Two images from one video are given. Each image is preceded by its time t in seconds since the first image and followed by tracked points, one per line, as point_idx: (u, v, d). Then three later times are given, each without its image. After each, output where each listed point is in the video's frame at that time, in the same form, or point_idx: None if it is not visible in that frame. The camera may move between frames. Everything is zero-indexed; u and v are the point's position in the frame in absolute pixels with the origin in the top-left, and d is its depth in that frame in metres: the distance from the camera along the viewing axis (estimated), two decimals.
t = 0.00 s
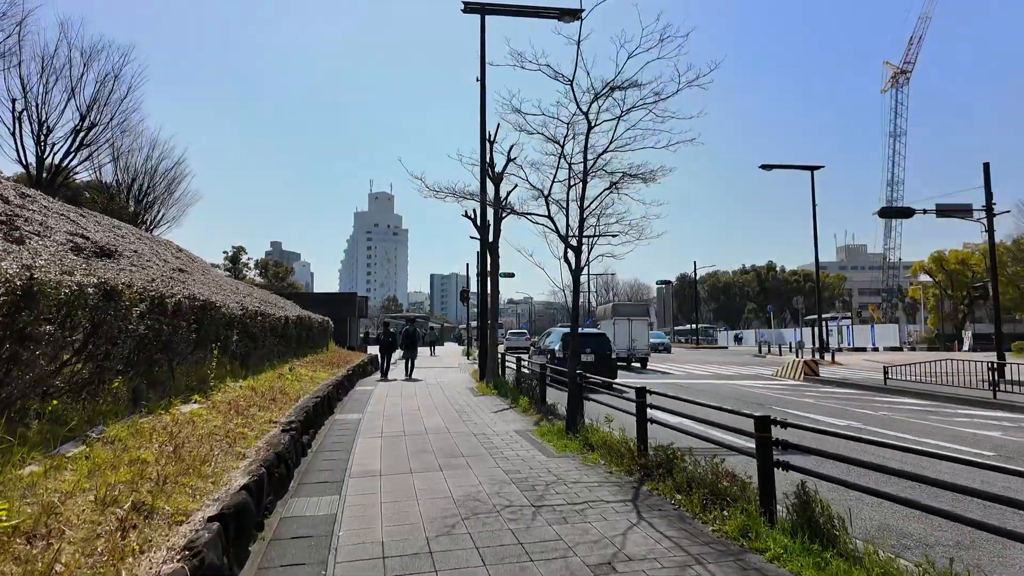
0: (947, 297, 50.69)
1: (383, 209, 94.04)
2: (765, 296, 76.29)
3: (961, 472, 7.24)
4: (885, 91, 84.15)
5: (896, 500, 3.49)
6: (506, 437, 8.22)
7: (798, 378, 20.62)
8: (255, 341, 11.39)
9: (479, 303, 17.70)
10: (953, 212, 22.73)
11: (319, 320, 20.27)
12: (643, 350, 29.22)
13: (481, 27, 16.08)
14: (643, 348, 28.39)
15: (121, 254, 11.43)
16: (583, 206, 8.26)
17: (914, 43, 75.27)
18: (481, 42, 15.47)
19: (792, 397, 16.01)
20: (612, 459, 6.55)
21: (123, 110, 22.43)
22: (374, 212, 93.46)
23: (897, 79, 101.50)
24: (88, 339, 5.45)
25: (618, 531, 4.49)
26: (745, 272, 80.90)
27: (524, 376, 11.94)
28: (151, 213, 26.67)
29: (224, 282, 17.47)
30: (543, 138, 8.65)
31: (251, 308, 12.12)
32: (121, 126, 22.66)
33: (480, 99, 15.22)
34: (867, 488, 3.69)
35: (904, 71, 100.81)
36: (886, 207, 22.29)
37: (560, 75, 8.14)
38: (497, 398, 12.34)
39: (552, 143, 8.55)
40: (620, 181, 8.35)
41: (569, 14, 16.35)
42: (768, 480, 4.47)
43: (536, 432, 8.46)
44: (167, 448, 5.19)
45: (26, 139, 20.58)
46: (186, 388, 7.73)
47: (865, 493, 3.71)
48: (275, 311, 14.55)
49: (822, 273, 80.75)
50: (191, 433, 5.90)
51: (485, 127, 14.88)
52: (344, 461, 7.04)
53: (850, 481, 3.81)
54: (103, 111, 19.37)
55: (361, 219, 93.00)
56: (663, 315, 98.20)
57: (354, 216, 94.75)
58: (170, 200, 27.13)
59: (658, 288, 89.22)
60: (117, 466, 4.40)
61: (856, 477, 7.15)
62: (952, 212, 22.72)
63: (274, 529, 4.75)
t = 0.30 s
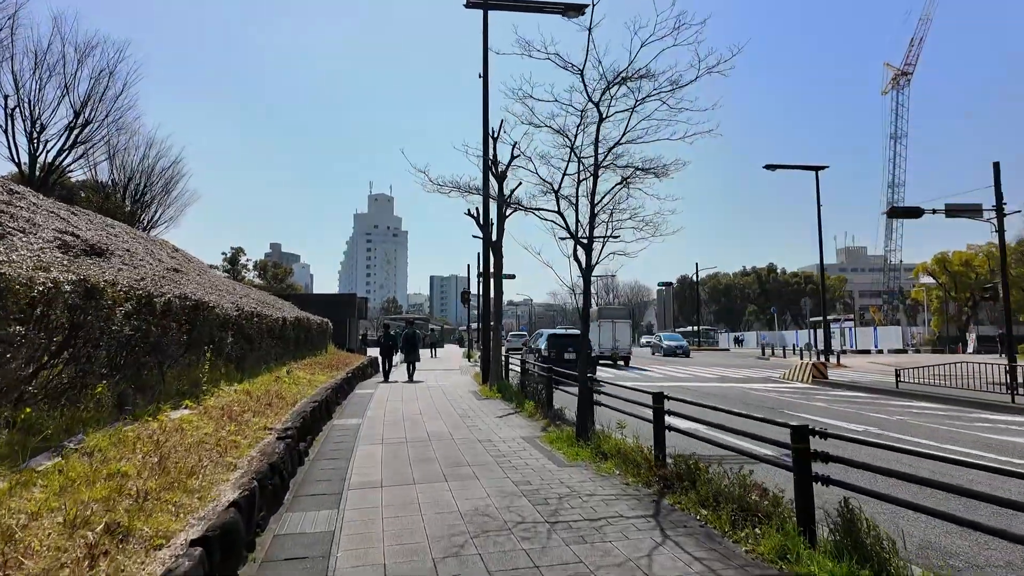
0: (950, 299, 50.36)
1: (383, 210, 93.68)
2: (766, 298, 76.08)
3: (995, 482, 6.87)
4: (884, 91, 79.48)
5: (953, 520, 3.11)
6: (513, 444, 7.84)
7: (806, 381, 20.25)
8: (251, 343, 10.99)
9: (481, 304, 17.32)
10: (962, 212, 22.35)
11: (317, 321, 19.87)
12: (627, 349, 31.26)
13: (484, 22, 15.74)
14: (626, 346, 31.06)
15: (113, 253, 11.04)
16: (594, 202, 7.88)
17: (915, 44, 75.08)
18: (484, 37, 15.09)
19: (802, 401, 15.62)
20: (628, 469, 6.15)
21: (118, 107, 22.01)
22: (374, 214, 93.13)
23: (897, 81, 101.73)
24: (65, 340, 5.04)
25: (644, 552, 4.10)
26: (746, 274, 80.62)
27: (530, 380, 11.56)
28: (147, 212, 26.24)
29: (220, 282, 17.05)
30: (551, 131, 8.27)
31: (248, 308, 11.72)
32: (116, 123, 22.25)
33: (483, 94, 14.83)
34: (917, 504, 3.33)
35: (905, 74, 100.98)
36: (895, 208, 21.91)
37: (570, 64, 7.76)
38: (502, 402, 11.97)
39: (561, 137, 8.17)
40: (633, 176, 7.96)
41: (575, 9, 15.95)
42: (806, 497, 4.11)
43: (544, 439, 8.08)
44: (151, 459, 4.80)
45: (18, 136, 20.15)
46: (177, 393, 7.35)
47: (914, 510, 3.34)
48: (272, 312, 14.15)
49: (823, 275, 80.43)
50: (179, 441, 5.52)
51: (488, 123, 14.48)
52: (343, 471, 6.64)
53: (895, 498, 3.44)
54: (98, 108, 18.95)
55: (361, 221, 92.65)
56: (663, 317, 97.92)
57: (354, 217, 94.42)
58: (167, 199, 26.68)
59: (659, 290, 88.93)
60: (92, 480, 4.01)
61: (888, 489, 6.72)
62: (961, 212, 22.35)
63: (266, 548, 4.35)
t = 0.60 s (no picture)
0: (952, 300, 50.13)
1: (382, 211, 93.27)
2: (765, 299, 76.08)
3: None
4: (883, 91, 79.28)
5: (1012, 542, 2.77)
6: (518, 450, 7.48)
7: (812, 383, 19.92)
8: (244, 345, 10.63)
9: (482, 305, 16.96)
10: (971, 211, 22.01)
11: (315, 322, 19.51)
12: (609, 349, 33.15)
13: (484, 17, 15.39)
14: (609, 344, 33.24)
15: (101, 251, 10.65)
16: (603, 198, 7.52)
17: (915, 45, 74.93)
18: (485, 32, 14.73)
19: (810, 403, 15.28)
20: (643, 480, 5.80)
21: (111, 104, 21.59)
22: (372, 215, 92.90)
23: (897, 82, 101.47)
24: (39, 342, 4.67)
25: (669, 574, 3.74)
26: (745, 275, 80.46)
27: (533, 383, 11.20)
28: (142, 212, 25.85)
29: (214, 282, 16.65)
30: (557, 124, 7.91)
31: (241, 309, 11.33)
32: (109, 121, 21.84)
33: (484, 90, 14.49)
34: (970, 523, 2.99)
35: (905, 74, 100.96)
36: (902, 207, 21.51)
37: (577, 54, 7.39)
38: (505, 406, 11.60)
39: (568, 130, 7.81)
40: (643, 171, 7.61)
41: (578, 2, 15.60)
42: (846, 516, 3.76)
43: (550, 445, 7.72)
44: (130, 471, 4.43)
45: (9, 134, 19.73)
46: (164, 398, 6.98)
47: (965, 531, 3.00)
48: (267, 312, 13.77)
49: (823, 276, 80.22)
50: (163, 450, 5.15)
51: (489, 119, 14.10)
52: (338, 480, 6.27)
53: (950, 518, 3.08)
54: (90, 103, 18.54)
55: (360, 222, 92.31)
56: (663, 317, 97.73)
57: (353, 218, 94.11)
58: (162, 199, 26.23)
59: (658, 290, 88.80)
60: (60, 498, 3.65)
61: (910, 498, 6.44)
62: (969, 211, 22.01)
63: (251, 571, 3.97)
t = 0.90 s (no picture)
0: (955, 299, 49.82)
1: (381, 210, 92.75)
2: (765, 299, 75.86)
3: None
4: (884, 90, 74.49)
5: None
6: (524, 457, 7.09)
7: (820, 384, 19.51)
8: (238, 345, 10.23)
9: (484, 305, 16.56)
10: (981, 209, 21.59)
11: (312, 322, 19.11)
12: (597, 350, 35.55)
13: (485, 9, 14.99)
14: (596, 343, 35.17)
15: (89, 248, 10.25)
16: (614, 190, 7.12)
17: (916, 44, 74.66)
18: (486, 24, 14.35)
19: (820, 405, 14.88)
20: (661, 492, 5.40)
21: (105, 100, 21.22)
22: (372, 214, 92.59)
23: (897, 82, 101.24)
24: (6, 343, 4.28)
25: None
26: (746, 275, 80.17)
27: (538, 385, 10.80)
28: (137, 209, 25.46)
29: (210, 282, 16.25)
30: (565, 113, 7.51)
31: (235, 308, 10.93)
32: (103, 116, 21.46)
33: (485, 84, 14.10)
34: None
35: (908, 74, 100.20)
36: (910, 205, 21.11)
37: (587, 36, 6.98)
38: (509, 409, 11.19)
39: (577, 118, 7.39)
40: (657, 161, 7.19)
41: None
42: (895, 534, 3.37)
43: (558, 451, 7.32)
44: (103, 485, 4.05)
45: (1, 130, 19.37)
46: (150, 401, 6.59)
47: None
48: (262, 311, 13.37)
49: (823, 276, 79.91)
50: (142, 460, 4.75)
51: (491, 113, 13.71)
52: (333, 490, 5.88)
53: None
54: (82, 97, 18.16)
55: (359, 221, 92.00)
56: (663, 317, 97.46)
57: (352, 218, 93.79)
58: (158, 197, 25.81)
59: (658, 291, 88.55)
60: (16, 519, 3.25)
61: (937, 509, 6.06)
62: (979, 208, 21.59)
63: None
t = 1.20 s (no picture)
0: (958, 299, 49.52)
1: (381, 211, 92.22)
2: (767, 299, 75.66)
3: None
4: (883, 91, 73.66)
5: None
6: (534, 464, 6.72)
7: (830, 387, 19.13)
8: (234, 346, 9.87)
9: (488, 304, 16.20)
10: (993, 208, 21.21)
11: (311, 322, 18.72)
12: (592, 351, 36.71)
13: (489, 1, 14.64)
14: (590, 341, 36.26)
15: (78, 245, 9.86)
16: (629, 184, 6.74)
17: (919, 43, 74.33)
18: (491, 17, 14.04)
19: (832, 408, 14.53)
20: (683, 506, 5.04)
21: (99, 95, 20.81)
22: (372, 214, 92.24)
23: (898, 82, 100.94)
24: None
25: None
26: (747, 275, 79.89)
27: (544, 388, 10.44)
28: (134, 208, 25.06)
29: (206, 281, 15.86)
30: (577, 104, 7.17)
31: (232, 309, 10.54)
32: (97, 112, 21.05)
33: (489, 78, 13.76)
34: None
35: (909, 74, 99.62)
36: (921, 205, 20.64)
37: (600, 22, 6.64)
38: (515, 412, 10.84)
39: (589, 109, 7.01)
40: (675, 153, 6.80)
41: None
42: (964, 560, 3.02)
43: (570, 458, 6.96)
44: (80, 502, 3.67)
45: None
46: (138, 406, 6.21)
47: None
48: (260, 311, 12.99)
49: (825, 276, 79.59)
50: (125, 472, 4.38)
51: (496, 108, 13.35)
52: (332, 502, 5.52)
53: None
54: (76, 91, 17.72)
55: (359, 221, 91.68)
56: (664, 318, 97.24)
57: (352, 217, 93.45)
58: (154, 195, 25.39)
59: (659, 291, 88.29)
60: None
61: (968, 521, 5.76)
62: (991, 207, 21.21)
63: None
